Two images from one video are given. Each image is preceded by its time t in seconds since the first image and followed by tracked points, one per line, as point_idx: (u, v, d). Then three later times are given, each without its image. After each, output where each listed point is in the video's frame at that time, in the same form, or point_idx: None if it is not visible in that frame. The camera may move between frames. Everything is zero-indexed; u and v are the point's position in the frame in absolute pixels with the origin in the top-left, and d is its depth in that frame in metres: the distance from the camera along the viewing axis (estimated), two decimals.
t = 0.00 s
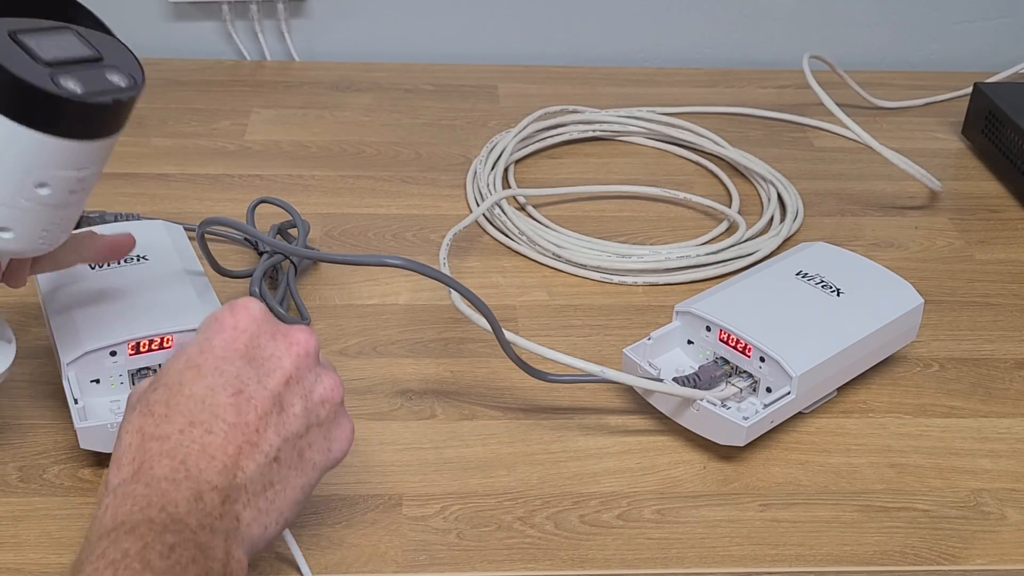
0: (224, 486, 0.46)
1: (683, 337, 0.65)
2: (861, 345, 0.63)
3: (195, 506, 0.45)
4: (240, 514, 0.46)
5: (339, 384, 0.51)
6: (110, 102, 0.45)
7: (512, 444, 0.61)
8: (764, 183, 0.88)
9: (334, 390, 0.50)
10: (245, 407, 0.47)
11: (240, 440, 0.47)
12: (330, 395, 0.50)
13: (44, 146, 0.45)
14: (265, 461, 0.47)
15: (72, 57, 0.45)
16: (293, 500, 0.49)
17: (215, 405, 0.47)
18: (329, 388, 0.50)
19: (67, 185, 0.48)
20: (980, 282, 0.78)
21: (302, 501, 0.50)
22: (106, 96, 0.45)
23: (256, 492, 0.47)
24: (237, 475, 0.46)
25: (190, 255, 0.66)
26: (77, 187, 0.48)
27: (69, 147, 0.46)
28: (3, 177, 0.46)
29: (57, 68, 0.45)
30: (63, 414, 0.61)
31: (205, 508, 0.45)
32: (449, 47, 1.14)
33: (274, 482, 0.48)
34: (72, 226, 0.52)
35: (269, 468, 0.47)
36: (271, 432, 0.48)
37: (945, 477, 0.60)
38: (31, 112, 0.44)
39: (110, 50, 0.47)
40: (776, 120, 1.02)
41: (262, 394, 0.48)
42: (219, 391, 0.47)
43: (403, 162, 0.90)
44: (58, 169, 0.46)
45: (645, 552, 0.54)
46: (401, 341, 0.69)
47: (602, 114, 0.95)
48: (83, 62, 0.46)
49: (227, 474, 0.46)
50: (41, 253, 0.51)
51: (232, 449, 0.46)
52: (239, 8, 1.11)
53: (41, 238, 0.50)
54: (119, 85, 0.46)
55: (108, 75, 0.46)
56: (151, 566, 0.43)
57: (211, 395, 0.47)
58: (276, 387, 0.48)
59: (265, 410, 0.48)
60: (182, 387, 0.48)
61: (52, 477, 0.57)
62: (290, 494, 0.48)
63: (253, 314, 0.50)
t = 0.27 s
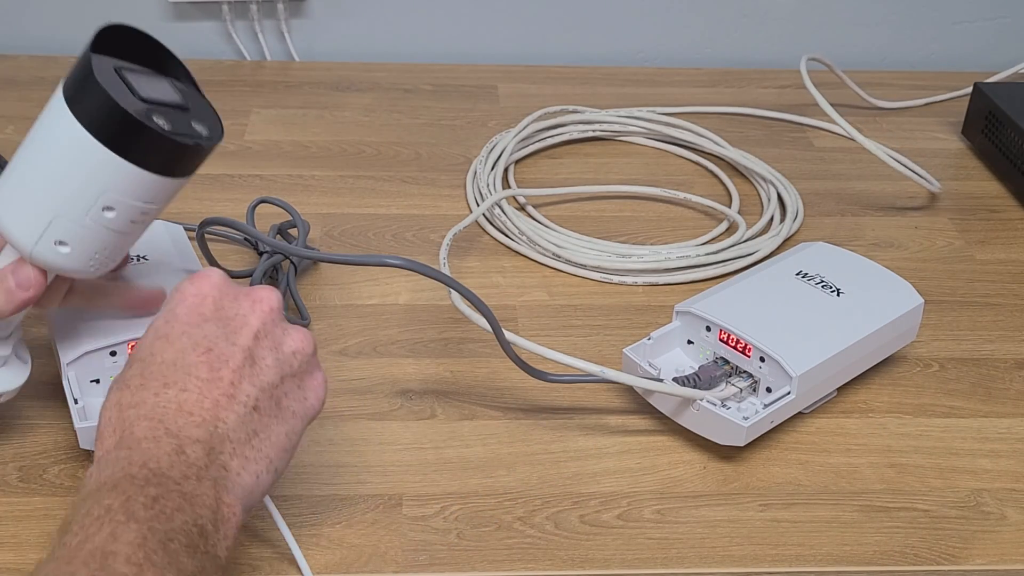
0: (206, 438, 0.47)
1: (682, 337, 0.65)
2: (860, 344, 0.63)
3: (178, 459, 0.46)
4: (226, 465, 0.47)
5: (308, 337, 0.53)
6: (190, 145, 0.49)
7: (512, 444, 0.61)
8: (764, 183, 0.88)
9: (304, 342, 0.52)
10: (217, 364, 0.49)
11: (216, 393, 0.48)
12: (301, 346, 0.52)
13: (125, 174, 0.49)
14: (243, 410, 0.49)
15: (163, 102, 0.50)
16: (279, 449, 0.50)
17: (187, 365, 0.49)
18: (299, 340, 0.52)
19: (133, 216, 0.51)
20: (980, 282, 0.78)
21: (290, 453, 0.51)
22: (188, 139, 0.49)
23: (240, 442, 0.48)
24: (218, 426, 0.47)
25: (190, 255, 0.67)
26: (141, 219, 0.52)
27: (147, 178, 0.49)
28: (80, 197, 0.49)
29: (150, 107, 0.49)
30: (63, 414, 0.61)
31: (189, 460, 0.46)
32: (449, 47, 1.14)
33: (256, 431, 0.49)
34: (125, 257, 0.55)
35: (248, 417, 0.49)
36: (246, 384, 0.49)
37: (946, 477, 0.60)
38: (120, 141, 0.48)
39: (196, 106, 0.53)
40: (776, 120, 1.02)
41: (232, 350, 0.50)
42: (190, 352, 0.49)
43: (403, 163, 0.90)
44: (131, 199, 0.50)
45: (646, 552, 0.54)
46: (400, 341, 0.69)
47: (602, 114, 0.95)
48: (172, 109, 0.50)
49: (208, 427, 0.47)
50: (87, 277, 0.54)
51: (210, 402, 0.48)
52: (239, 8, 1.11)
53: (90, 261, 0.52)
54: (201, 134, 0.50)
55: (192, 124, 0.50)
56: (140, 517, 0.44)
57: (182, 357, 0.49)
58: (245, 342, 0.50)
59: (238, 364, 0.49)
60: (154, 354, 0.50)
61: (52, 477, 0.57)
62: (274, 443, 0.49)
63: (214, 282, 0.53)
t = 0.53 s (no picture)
0: (201, 460, 0.48)
1: (682, 337, 0.65)
2: (861, 344, 0.63)
3: (173, 481, 0.47)
4: (221, 487, 0.48)
5: (310, 364, 0.53)
6: (190, 134, 0.50)
7: (512, 444, 0.61)
8: (764, 183, 0.88)
9: (305, 369, 0.52)
10: (216, 388, 0.50)
11: (214, 417, 0.49)
12: (301, 372, 0.52)
13: (127, 162, 0.49)
14: (240, 436, 0.49)
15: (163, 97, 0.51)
16: (277, 473, 0.50)
17: (187, 388, 0.50)
18: (299, 367, 0.52)
19: (134, 208, 0.51)
20: (980, 282, 0.78)
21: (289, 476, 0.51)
22: (189, 128, 0.50)
23: (235, 466, 0.48)
24: (214, 450, 0.48)
25: (190, 255, 0.67)
26: (142, 211, 0.52)
27: (149, 168, 0.50)
28: (82, 186, 0.50)
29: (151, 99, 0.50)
30: (63, 414, 0.61)
31: (183, 482, 0.47)
32: (449, 48, 1.14)
33: (253, 454, 0.49)
34: (126, 254, 0.55)
35: (245, 442, 0.49)
36: (244, 408, 0.50)
37: (946, 477, 0.60)
38: (121, 129, 0.48)
39: (194, 106, 0.53)
40: (776, 120, 1.02)
41: (232, 374, 0.50)
42: (190, 375, 0.50)
43: (403, 163, 0.90)
44: (132, 189, 0.50)
45: (646, 552, 0.54)
46: (400, 341, 0.69)
47: (602, 114, 0.95)
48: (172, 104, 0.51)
49: (203, 449, 0.48)
50: (90, 274, 0.54)
51: (207, 425, 0.49)
52: (239, 8, 1.11)
53: (91, 256, 0.52)
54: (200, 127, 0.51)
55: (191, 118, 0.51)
56: (133, 534, 0.45)
57: (182, 380, 0.50)
58: (244, 367, 0.51)
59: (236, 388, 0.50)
60: (156, 377, 0.50)
61: (52, 478, 0.57)
62: (272, 467, 0.50)
63: (220, 304, 0.53)
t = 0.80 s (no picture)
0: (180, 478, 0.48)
1: (682, 337, 0.65)
2: (861, 344, 0.63)
3: (152, 503, 0.47)
4: (202, 503, 0.47)
5: (291, 368, 0.51)
6: (180, 128, 0.50)
7: (512, 444, 0.61)
8: (764, 183, 0.88)
9: (286, 375, 0.51)
10: (192, 405, 0.49)
11: (192, 435, 0.48)
12: (281, 380, 0.50)
13: (120, 158, 0.49)
14: (219, 452, 0.48)
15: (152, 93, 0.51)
16: (263, 483, 0.49)
17: (165, 407, 0.49)
18: (278, 374, 0.50)
19: (129, 204, 0.51)
20: (980, 283, 0.78)
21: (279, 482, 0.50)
22: (179, 122, 0.50)
23: (216, 482, 0.48)
24: (192, 469, 0.48)
25: (190, 255, 0.67)
26: (137, 207, 0.52)
27: (142, 163, 0.50)
28: (75, 185, 0.50)
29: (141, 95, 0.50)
30: (63, 414, 0.61)
31: (164, 504, 0.47)
32: (449, 48, 1.14)
33: (234, 468, 0.48)
34: (123, 252, 0.55)
35: (224, 457, 0.48)
36: (222, 424, 0.49)
37: (946, 477, 0.60)
38: (111, 125, 0.48)
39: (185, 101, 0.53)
40: (776, 120, 1.02)
41: (208, 389, 0.49)
42: (167, 393, 0.50)
43: (403, 163, 0.90)
44: (126, 185, 0.50)
45: (646, 552, 0.54)
46: (400, 341, 0.69)
47: (602, 114, 0.95)
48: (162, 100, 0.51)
49: (182, 468, 0.48)
50: (90, 272, 0.54)
51: (185, 443, 0.48)
52: (239, 8, 1.11)
53: (89, 255, 0.52)
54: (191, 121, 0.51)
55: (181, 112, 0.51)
56: (114, 558, 0.46)
57: (160, 398, 0.49)
58: (221, 381, 0.50)
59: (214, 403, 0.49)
60: (137, 392, 0.50)
61: (51, 478, 0.57)
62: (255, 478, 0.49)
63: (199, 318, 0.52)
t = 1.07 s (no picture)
0: (183, 321, 0.48)
1: (683, 337, 0.65)
2: (860, 344, 0.63)
3: (153, 330, 0.47)
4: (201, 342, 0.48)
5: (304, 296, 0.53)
6: (172, 119, 0.50)
7: (511, 444, 0.61)
8: (764, 183, 0.88)
9: (300, 296, 0.52)
10: (204, 282, 0.51)
11: (203, 296, 0.50)
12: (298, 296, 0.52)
13: (116, 153, 0.49)
14: (224, 316, 0.49)
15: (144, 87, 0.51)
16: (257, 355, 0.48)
17: (182, 275, 0.51)
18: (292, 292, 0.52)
19: (124, 197, 0.51)
20: (980, 283, 0.78)
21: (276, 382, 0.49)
22: (172, 113, 0.50)
23: (217, 331, 0.48)
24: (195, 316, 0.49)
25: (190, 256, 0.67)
26: (132, 201, 0.52)
27: (136, 155, 0.50)
28: (69, 178, 0.50)
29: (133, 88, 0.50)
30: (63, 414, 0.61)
31: (159, 335, 0.47)
32: (449, 48, 1.14)
33: (238, 330, 0.49)
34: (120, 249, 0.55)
35: (229, 323, 0.49)
36: (233, 299, 0.50)
37: (946, 477, 0.60)
38: (105, 118, 0.48)
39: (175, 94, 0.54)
40: (776, 120, 1.02)
41: (226, 275, 0.52)
42: (187, 271, 0.52)
43: (403, 163, 0.90)
44: (120, 177, 0.50)
45: (646, 552, 0.54)
46: (400, 341, 0.69)
47: (602, 114, 0.95)
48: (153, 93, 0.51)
49: (185, 315, 0.48)
50: (87, 267, 0.54)
51: (194, 300, 0.49)
52: (239, 8, 1.11)
53: (85, 249, 0.52)
54: (183, 113, 0.51)
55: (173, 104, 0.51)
56: (110, 373, 0.45)
57: (180, 270, 0.51)
58: (240, 275, 0.52)
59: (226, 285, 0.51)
60: (151, 271, 0.52)
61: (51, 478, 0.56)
62: (257, 345, 0.48)
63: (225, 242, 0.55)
